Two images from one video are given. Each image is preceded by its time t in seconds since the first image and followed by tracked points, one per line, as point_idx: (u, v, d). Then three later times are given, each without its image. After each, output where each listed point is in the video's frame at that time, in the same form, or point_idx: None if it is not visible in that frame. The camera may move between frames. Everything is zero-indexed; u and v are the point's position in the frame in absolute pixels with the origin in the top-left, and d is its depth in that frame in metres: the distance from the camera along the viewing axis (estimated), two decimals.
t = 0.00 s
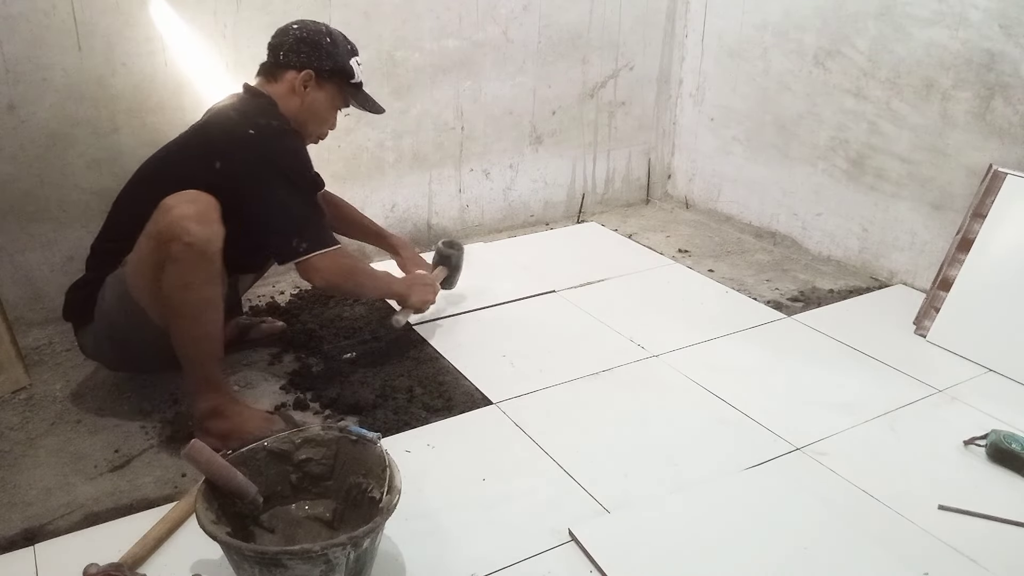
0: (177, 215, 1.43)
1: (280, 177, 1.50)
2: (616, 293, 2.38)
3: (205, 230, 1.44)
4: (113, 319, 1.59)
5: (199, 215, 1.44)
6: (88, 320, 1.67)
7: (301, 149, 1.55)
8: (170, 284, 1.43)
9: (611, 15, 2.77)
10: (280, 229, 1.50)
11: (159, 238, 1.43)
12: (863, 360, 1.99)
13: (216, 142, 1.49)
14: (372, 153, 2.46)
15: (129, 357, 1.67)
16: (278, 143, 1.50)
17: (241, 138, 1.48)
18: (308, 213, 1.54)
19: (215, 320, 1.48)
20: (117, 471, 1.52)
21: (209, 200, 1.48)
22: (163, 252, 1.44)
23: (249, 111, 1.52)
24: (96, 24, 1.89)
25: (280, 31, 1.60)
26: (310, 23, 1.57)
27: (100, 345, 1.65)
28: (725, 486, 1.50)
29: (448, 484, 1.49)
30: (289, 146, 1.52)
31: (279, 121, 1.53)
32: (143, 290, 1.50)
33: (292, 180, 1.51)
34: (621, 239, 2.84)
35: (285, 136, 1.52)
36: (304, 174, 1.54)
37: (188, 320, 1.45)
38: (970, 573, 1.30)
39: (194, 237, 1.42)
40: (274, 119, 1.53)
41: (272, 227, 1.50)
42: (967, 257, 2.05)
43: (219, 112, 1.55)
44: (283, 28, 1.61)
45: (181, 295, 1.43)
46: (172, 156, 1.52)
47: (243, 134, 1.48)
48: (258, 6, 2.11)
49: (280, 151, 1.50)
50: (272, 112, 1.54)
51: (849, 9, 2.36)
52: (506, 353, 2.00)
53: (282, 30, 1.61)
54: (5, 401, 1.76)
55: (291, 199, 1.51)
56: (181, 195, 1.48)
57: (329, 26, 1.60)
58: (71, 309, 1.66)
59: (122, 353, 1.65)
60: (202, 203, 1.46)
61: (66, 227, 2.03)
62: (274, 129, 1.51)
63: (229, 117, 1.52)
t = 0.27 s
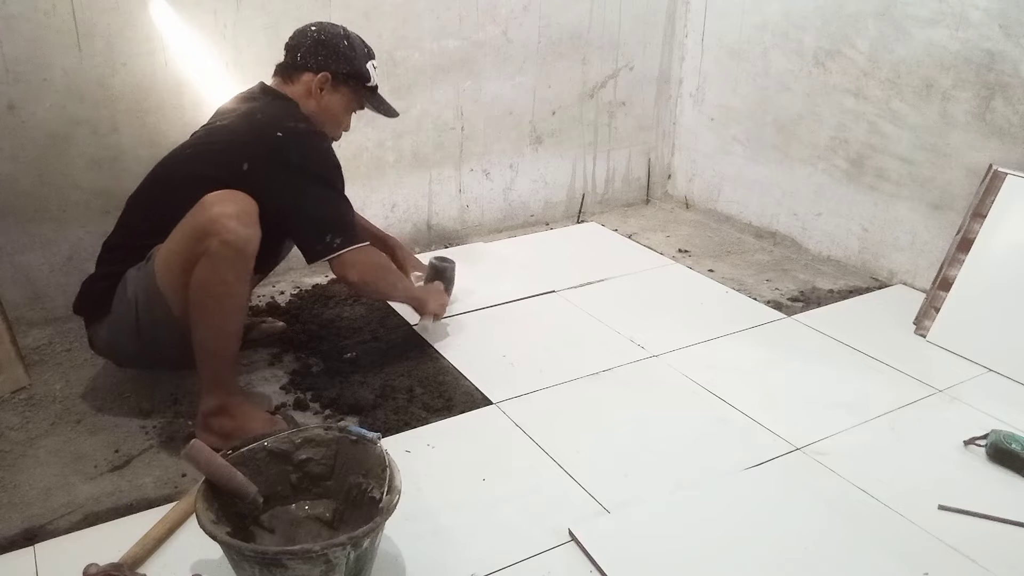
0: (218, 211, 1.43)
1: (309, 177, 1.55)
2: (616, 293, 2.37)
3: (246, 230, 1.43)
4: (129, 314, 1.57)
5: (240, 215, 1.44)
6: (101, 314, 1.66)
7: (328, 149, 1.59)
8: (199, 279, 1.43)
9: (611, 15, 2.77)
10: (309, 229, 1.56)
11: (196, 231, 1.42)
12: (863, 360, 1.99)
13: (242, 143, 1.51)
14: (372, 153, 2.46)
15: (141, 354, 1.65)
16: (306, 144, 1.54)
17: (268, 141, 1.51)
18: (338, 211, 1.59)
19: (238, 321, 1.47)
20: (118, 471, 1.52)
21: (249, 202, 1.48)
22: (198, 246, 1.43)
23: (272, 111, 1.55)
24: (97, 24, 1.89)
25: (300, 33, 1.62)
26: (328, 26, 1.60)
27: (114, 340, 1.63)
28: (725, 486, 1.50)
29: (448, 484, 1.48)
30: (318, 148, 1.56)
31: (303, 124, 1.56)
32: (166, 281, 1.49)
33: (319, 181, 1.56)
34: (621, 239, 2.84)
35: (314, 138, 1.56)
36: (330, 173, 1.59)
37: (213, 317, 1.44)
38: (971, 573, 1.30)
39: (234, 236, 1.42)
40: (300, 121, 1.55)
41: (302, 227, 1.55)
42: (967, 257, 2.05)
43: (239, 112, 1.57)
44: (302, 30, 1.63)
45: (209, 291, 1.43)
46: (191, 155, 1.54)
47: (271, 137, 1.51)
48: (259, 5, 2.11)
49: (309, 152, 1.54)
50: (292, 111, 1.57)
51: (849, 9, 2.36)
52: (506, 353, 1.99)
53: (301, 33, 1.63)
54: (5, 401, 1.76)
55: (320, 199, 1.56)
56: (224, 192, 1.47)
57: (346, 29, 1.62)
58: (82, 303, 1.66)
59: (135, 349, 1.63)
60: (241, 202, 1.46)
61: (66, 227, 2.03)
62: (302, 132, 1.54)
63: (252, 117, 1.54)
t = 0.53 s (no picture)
0: (231, 209, 1.43)
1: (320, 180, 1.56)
2: (616, 293, 2.38)
3: (257, 230, 1.44)
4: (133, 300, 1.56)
5: (252, 214, 1.45)
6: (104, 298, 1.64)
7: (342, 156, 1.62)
8: (210, 275, 1.44)
9: (611, 15, 2.77)
10: (323, 233, 1.59)
11: (208, 228, 1.43)
12: (863, 360, 1.99)
13: (263, 140, 1.55)
14: (372, 153, 2.46)
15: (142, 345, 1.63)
16: (322, 147, 1.57)
17: (286, 139, 1.54)
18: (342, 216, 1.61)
19: (245, 319, 1.49)
20: (118, 471, 1.52)
21: (263, 202, 1.49)
22: (209, 242, 1.43)
23: (295, 116, 1.58)
24: (97, 24, 1.89)
25: (303, 48, 1.61)
26: (333, 34, 1.59)
27: (113, 325, 1.60)
28: (726, 486, 1.50)
29: (448, 484, 1.49)
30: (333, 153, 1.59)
31: (326, 129, 1.60)
32: (174, 275, 1.49)
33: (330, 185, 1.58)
34: (621, 239, 2.84)
35: (330, 142, 1.59)
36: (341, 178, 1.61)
37: (221, 314, 1.45)
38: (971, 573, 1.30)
39: (246, 235, 1.43)
40: (319, 123, 1.60)
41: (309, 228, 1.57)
42: (967, 257, 2.05)
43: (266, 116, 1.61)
44: (304, 45, 1.61)
45: (220, 288, 1.44)
46: (214, 152, 1.57)
47: (290, 136, 1.54)
48: (259, 5, 2.11)
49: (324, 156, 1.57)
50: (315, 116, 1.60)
51: (849, 9, 2.36)
52: (506, 353, 2.00)
53: (304, 47, 1.62)
54: (5, 400, 1.76)
55: (327, 203, 1.58)
56: (236, 190, 1.48)
57: (349, 30, 1.62)
58: (85, 283, 1.64)
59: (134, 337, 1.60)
60: (253, 202, 1.47)
61: (66, 227, 2.03)
62: (319, 134, 1.58)
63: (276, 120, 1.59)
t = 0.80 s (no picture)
0: (270, 202, 1.48)
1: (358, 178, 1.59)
2: (616, 293, 2.38)
3: (288, 228, 1.48)
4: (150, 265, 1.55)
5: (288, 212, 1.49)
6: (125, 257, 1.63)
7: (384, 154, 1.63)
8: (235, 262, 1.47)
9: (611, 15, 2.77)
10: (352, 223, 1.62)
11: (244, 215, 1.47)
12: (863, 360, 1.99)
13: (311, 132, 1.58)
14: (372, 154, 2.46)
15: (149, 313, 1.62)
16: (364, 145, 1.59)
17: (332, 134, 1.57)
18: (377, 213, 1.64)
19: (261, 316, 1.50)
20: (118, 470, 1.52)
21: (300, 203, 1.53)
22: (242, 229, 1.47)
23: (342, 110, 1.61)
24: (97, 25, 1.89)
25: (350, 44, 1.65)
26: (377, 32, 1.63)
27: (124, 285, 1.59)
28: (726, 486, 1.50)
29: (448, 484, 1.49)
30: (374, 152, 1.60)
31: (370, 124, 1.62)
32: (199, 257, 1.52)
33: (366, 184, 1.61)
34: (621, 239, 2.84)
35: (374, 141, 1.61)
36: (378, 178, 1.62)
37: (238, 304, 1.47)
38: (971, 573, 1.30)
39: (277, 231, 1.47)
40: (365, 121, 1.61)
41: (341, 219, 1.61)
42: (967, 257, 2.05)
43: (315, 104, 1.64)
44: (350, 41, 1.66)
45: (241, 278, 1.46)
46: (263, 140, 1.61)
47: (335, 131, 1.58)
48: (259, 5, 2.11)
49: (365, 154, 1.59)
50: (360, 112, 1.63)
51: (849, 9, 2.36)
52: (506, 353, 1.99)
53: (350, 44, 1.66)
54: (5, 401, 1.76)
55: (363, 202, 1.61)
56: (279, 188, 1.53)
57: (393, 28, 1.65)
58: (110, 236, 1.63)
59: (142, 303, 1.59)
60: (292, 202, 1.51)
61: (66, 227, 2.03)
62: (364, 130, 1.60)
63: (324, 113, 1.60)
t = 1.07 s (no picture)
0: (284, 192, 1.49)
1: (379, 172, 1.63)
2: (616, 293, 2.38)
3: (303, 218, 1.50)
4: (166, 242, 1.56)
5: (302, 202, 1.50)
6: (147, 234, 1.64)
7: (405, 148, 1.67)
8: (250, 251, 1.48)
9: (611, 15, 2.77)
10: (371, 217, 1.66)
11: (258, 204, 1.48)
12: (863, 360, 1.99)
13: (335, 124, 1.60)
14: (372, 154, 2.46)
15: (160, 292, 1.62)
16: (386, 140, 1.62)
17: (356, 128, 1.60)
18: (396, 207, 1.68)
19: (275, 305, 1.53)
20: (118, 470, 1.52)
21: (314, 193, 1.54)
22: (257, 218, 1.48)
23: (367, 104, 1.63)
24: (98, 25, 1.89)
25: (372, 36, 1.68)
26: (400, 25, 1.66)
27: (138, 261, 1.59)
28: (726, 486, 1.50)
29: (448, 484, 1.49)
30: (396, 147, 1.64)
31: (393, 118, 1.65)
32: (213, 243, 1.52)
33: (387, 180, 1.64)
34: (621, 239, 2.84)
35: (396, 137, 1.64)
36: (399, 172, 1.67)
37: (253, 292, 1.50)
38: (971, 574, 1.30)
39: (293, 220, 1.48)
40: (389, 115, 1.64)
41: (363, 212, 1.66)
42: (967, 257, 2.05)
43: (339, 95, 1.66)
44: (372, 33, 1.69)
45: (257, 266, 1.48)
46: (286, 127, 1.64)
47: (359, 125, 1.60)
48: (259, 6, 2.11)
49: (387, 149, 1.63)
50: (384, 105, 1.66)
51: (849, 10, 2.36)
52: (506, 353, 1.99)
53: (372, 36, 1.69)
54: (5, 401, 1.76)
55: (384, 195, 1.65)
56: (294, 177, 1.54)
57: (415, 21, 1.68)
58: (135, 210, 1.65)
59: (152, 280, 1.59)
60: (306, 191, 1.53)
61: (67, 228, 2.03)
62: (387, 125, 1.63)
63: (350, 105, 1.62)
